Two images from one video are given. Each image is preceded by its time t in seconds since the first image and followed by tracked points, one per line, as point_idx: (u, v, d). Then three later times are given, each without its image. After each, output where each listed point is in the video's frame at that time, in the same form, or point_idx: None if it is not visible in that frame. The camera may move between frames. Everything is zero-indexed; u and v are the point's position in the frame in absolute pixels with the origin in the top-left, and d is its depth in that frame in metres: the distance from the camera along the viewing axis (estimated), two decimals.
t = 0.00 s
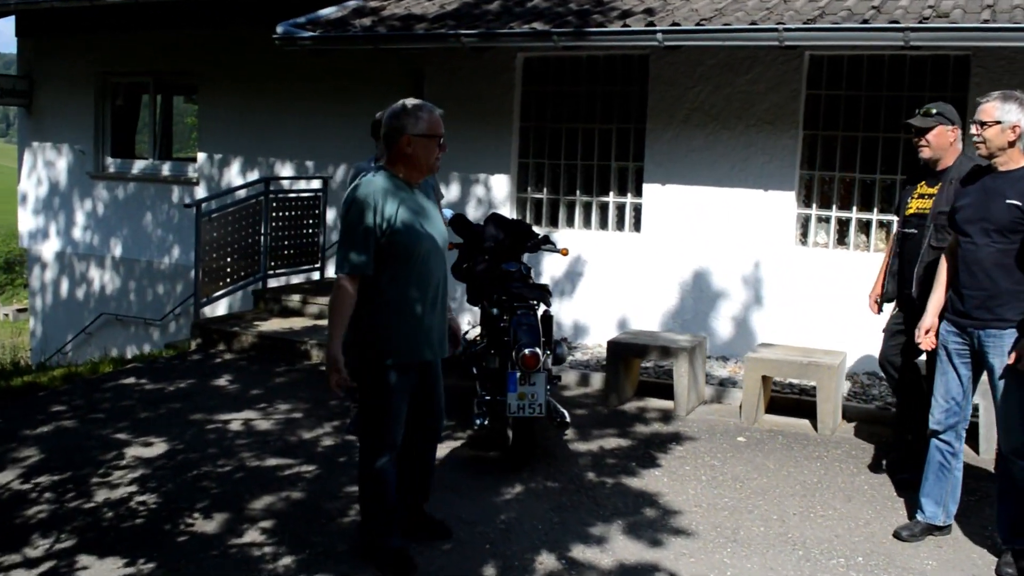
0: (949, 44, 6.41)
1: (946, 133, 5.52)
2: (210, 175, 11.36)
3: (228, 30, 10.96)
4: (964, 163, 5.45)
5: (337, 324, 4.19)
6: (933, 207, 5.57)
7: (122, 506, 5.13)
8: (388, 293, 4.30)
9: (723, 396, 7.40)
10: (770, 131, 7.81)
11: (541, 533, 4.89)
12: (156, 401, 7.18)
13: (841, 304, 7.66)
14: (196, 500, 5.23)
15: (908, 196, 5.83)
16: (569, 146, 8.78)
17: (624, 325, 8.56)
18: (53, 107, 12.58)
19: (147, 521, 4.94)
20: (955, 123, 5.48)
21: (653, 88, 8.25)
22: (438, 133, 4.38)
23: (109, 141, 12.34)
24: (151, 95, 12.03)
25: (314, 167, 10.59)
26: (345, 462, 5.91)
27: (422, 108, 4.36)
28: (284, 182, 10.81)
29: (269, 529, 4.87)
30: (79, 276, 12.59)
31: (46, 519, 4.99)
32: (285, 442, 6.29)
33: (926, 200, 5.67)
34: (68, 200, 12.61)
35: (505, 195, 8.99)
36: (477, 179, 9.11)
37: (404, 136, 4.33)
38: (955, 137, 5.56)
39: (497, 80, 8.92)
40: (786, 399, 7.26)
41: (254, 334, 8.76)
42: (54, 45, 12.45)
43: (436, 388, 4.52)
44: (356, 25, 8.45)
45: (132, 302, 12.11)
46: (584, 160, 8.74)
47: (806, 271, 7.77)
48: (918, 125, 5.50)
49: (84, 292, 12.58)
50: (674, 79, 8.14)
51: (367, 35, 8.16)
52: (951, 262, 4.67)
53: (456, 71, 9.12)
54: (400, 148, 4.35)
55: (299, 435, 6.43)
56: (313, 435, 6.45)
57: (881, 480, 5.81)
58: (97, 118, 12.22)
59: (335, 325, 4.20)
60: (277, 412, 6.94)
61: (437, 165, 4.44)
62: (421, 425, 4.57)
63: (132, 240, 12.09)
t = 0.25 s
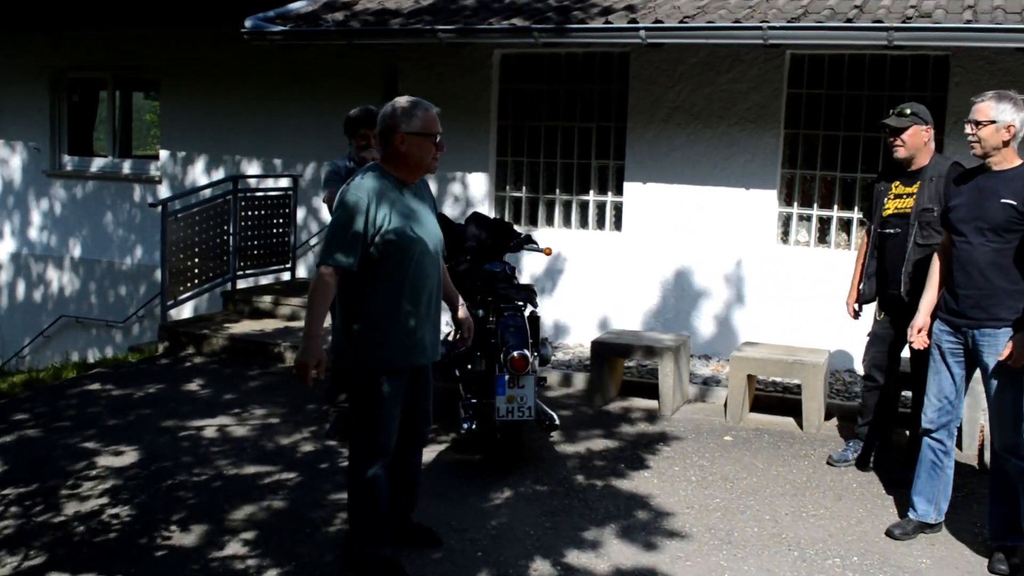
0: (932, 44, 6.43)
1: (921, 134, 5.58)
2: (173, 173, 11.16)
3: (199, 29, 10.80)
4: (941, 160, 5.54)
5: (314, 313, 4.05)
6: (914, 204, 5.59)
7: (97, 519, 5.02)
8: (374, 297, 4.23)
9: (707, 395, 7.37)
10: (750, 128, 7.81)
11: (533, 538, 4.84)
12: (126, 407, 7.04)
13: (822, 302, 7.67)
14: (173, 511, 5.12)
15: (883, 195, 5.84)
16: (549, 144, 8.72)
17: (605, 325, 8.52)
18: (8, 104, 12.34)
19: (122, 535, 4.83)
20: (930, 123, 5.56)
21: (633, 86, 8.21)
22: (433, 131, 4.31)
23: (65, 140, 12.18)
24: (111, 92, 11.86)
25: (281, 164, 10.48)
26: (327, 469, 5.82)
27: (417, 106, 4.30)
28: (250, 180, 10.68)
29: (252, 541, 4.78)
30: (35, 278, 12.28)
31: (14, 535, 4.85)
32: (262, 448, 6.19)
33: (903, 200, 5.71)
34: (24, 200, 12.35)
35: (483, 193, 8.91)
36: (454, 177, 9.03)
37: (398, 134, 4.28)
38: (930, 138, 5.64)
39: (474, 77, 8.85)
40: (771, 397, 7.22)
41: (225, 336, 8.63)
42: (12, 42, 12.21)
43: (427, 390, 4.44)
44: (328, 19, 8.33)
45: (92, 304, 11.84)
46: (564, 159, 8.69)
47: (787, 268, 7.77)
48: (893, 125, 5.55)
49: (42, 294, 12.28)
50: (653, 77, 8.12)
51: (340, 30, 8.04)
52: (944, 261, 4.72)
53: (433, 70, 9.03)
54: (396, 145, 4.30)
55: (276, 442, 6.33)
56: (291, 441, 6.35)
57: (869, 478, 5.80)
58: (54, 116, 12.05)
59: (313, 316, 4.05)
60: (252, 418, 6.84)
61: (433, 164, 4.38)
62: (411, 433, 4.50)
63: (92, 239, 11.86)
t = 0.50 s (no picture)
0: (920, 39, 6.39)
1: (896, 129, 5.54)
2: (145, 173, 10.96)
3: (169, 26, 10.60)
4: (918, 155, 5.57)
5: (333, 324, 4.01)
6: (895, 200, 5.57)
7: (81, 528, 4.86)
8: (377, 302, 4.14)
9: (695, 395, 7.32)
10: (734, 125, 7.76)
11: (530, 544, 4.75)
12: (104, 411, 6.88)
13: (801, 296, 7.64)
14: (160, 519, 4.99)
15: (857, 192, 5.76)
16: (530, 142, 8.63)
17: (589, 324, 8.43)
18: None
19: (107, 544, 4.68)
20: (904, 119, 5.53)
21: (614, 83, 8.14)
22: (437, 129, 4.20)
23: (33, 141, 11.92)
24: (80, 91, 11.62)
25: (254, 163, 10.32)
26: (315, 474, 5.69)
27: (419, 103, 4.19)
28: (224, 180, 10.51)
29: (242, 550, 4.65)
30: (6, 280, 12.05)
31: None
32: (246, 454, 6.05)
33: (880, 195, 5.66)
34: None
35: (464, 192, 8.80)
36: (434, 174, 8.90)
37: (402, 132, 4.16)
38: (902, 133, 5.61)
39: (453, 74, 8.72)
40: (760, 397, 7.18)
41: (203, 339, 8.46)
42: None
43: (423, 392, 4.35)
44: (304, 16, 8.19)
45: (65, 306, 11.62)
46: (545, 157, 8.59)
47: (770, 264, 7.73)
48: (870, 121, 5.49)
49: (12, 297, 12.04)
50: (636, 74, 8.04)
51: (318, 27, 7.89)
52: (941, 259, 4.67)
53: (411, 66, 8.90)
54: (399, 144, 4.18)
55: (260, 446, 6.19)
56: (276, 445, 6.21)
57: (864, 478, 5.75)
58: (21, 115, 11.82)
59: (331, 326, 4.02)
60: (235, 422, 6.70)
61: (437, 163, 4.26)
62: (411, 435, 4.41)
63: (62, 240, 11.61)
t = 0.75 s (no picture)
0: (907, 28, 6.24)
1: (880, 119, 5.32)
2: (111, 170, 10.60)
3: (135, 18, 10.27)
4: (902, 148, 5.37)
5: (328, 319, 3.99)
6: (877, 191, 5.34)
7: (53, 536, 4.74)
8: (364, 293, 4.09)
9: (673, 396, 7.13)
10: (714, 119, 7.59)
11: (512, 553, 4.56)
12: (72, 412, 6.66)
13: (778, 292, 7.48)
14: (133, 527, 4.85)
15: (836, 183, 5.53)
16: (503, 134, 8.42)
17: (563, 322, 8.22)
18: None
19: (80, 552, 4.58)
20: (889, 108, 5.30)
21: (591, 75, 7.95)
22: (428, 121, 4.13)
23: None
24: (43, 86, 11.20)
25: (223, 160, 9.98)
26: (289, 479, 5.55)
27: (408, 94, 4.12)
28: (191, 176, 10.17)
29: (217, 557, 4.55)
30: None
31: None
32: (217, 457, 5.92)
33: (860, 187, 5.42)
34: None
35: (436, 187, 8.58)
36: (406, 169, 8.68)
37: (390, 123, 4.08)
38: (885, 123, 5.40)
39: (425, 64, 8.49)
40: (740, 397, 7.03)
41: (173, 338, 8.14)
42: None
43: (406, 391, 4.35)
44: (272, 8, 8.04)
45: (31, 304, 11.24)
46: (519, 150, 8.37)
47: (747, 261, 7.57)
48: (855, 110, 5.24)
49: None
50: (613, 66, 7.85)
51: (288, 17, 7.62)
52: (936, 256, 4.54)
53: (380, 56, 8.63)
54: (388, 136, 4.10)
55: (233, 449, 6.05)
56: (249, 448, 6.08)
57: (851, 482, 5.62)
58: None
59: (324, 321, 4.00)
60: (207, 423, 6.50)
61: (427, 156, 4.19)
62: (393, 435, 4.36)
63: (29, 238, 11.22)
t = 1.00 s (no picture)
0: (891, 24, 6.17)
1: (874, 115, 5.23)
2: (82, 171, 10.34)
3: (104, 14, 10.02)
4: (894, 146, 5.29)
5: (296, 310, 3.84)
6: (869, 188, 5.26)
7: (20, 539, 4.55)
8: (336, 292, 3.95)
9: (652, 398, 7.01)
10: (693, 118, 7.48)
11: (493, 559, 4.41)
12: (39, 414, 6.45)
13: (761, 292, 7.40)
14: (101, 533, 4.67)
15: (826, 178, 5.45)
16: (479, 132, 8.26)
17: (539, 323, 8.07)
18: None
19: (47, 558, 4.39)
20: (884, 104, 5.21)
21: (567, 73, 7.81)
22: (413, 118, 4.03)
23: None
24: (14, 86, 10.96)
25: (194, 161, 9.75)
26: (262, 482, 5.38)
27: (394, 91, 4.02)
28: (162, 177, 9.93)
29: (190, 562, 4.39)
30: None
31: None
32: (190, 459, 5.72)
33: (850, 183, 5.35)
34: None
35: (412, 186, 8.44)
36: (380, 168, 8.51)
37: (377, 121, 3.98)
38: (878, 121, 5.31)
39: (399, 60, 8.32)
40: (721, 399, 6.92)
41: (143, 339, 7.92)
42: None
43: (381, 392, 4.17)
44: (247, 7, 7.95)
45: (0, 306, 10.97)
46: (496, 148, 8.22)
47: (727, 262, 7.48)
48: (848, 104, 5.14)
49: None
50: (591, 63, 7.72)
51: (262, 20, 7.46)
52: (930, 257, 4.54)
53: (354, 51, 8.45)
54: (374, 135, 4.00)
55: (205, 452, 5.86)
56: (221, 450, 5.88)
57: (836, 485, 5.51)
58: None
59: (292, 313, 3.84)
60: (178, 425, 6.31)
61: (411, 154, 4.08)
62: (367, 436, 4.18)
63: None
